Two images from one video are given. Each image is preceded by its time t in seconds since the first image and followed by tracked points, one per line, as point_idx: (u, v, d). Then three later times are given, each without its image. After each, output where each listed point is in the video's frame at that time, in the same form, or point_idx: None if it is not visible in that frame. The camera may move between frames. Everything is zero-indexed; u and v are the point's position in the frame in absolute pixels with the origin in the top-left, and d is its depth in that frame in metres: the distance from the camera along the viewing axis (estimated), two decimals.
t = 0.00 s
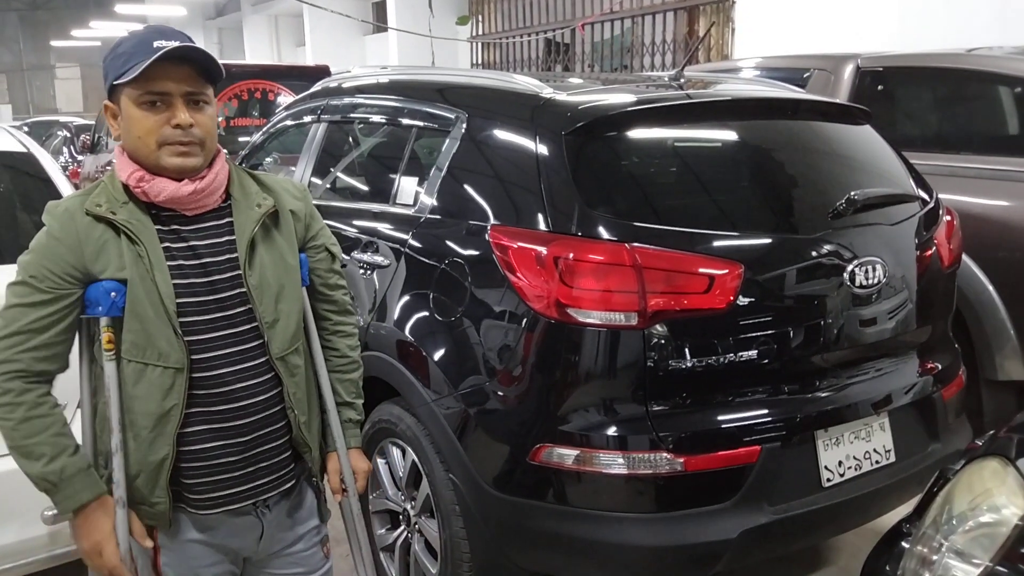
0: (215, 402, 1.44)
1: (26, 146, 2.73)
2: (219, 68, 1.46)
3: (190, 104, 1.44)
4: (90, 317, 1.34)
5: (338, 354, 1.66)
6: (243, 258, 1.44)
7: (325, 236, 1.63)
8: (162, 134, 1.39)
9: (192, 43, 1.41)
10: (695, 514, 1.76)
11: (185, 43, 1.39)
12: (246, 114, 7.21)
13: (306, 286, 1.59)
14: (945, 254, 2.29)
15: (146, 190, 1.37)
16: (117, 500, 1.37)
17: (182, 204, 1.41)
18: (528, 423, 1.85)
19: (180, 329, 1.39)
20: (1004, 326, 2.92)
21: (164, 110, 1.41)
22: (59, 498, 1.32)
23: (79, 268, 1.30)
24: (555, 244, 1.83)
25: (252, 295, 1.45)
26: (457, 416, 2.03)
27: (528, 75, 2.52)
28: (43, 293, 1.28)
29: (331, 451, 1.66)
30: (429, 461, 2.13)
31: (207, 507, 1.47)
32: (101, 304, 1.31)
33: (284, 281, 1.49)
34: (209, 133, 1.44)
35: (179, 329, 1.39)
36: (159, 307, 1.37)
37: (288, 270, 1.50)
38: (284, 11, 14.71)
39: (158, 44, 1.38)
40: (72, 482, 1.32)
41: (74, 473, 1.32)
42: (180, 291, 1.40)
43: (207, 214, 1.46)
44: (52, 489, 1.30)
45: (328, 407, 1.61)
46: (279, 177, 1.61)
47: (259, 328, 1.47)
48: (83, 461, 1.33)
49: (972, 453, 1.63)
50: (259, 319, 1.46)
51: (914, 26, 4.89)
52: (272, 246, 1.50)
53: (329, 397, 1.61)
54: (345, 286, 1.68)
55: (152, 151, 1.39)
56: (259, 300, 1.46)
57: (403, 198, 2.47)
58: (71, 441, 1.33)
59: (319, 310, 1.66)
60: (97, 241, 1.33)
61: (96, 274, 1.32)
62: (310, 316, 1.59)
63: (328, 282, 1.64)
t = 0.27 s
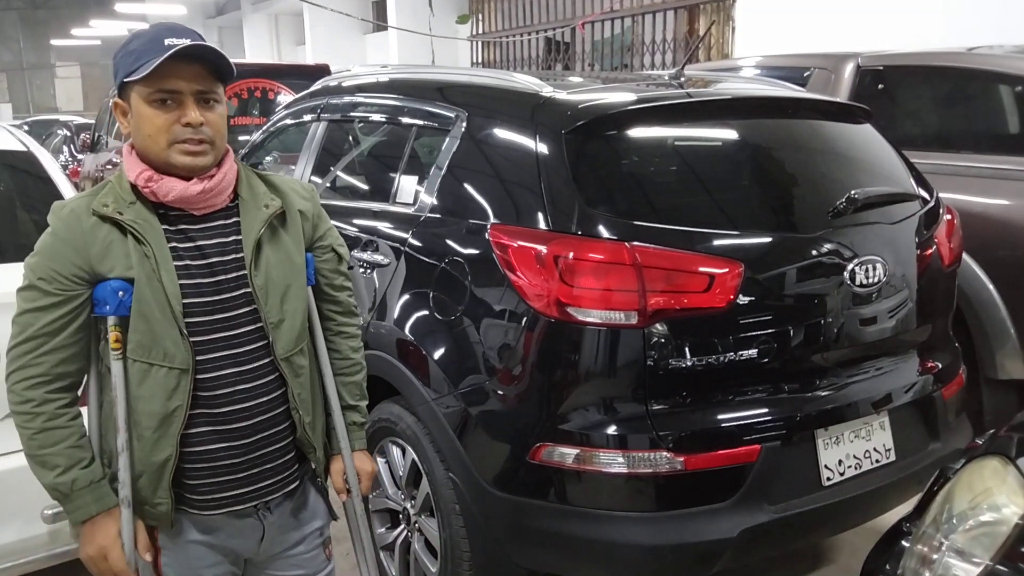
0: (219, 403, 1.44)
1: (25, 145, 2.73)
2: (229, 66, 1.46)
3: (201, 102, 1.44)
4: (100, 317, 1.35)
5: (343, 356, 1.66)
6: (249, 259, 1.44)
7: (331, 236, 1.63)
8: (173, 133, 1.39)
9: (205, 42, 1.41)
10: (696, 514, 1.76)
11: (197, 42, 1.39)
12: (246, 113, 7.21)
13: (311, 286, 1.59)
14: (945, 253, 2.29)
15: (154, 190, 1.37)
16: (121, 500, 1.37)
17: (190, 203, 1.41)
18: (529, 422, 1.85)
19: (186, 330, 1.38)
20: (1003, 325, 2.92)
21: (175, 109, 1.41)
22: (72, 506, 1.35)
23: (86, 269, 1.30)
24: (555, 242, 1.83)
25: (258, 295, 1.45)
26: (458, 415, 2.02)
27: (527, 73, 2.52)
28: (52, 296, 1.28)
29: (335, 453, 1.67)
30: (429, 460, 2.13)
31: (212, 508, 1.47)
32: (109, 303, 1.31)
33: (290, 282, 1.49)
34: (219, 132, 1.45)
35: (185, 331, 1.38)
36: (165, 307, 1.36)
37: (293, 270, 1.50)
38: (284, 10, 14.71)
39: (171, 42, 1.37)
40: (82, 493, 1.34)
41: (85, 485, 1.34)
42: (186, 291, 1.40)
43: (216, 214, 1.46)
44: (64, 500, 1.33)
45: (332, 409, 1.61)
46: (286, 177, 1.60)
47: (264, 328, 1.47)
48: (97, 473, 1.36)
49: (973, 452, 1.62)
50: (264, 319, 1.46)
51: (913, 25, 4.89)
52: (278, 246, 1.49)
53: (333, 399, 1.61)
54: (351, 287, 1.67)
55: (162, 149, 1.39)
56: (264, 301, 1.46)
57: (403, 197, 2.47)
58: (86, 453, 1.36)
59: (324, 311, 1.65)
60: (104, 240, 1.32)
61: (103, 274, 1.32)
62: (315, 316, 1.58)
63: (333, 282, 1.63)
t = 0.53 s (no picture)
0: (222, 404, 1.44)
1: (25, 144, 2.72)
2: (240, 65, 1.46)
3: (211, 101, 1.44)
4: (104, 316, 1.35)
5: (347, 356, 1.66)
6: (254, 258, 1.44)
7: (337, 236, 1.63)
8: (182, 130, 1.39)
9: (216, 40, 1.41)
10: (696, 514, 1.76)
11: (208, 39, 1.39)
12: (246, 113, 7.21)
13: (316, 286, 1.59)
14: (945, 253, 2.29)
15: (162, 189, 1.37)
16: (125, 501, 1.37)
17: (197, 202, 1.41)
18: (528, 422, 1.85)
19: (189, 331, 1.38)
20: (1002, 325, 2.92)
21: (184, 106, 1.41)
22: (74, 506, 1.34)
23: (90, 268, 1.30)
24: (554, 242, 1.83)
25: (263, 295, 1.45)
26: (457, 415, 2.02)
27: (527, 73, 2.52)
28: (56, 295, 1.28)
29: (338, 453, 1.67)
30: (429, 460, 2.13)
31: (215, 509, 1.48)
32: (113, 303, 1.31)
33: (295, 282, 1.49)
34: (228, 130, 1.44)
35: (189, 332, 1.38)
36: (170, 308, 1.36)
37: (299, 270, 1.50)
38: (284, 9, 14.71)
39: (182, 40, 1.38)
40: (84, 494, 1.34)
41: (87, 485, 1.34)
42: (191, 290, 1.40)
43: (223, 213, 1.46)
44: (66, 499, 1.33)
45: (336, 409, 1.61)
46: (293, 177, 1.60)
47: (268, 328, 1.47)
48: (99, 473, 1.36)
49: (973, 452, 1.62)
50: (268, 319, 1.46)
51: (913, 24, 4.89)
52: (284, 245, 1.49)
53: (338, 399, 1.61)
54: (355, 288, 1.67)
55: (170, 146, 1.39)
56: (269, 300, 1.46)
57: (403, 197, 2.47)
58: (90, 453, 1.36)
59: (328, 311, 1.65)
60: (109, 241, 1.32)
61: (107, 274, 1.32)
62: (320, 316, 1.58)
63: (338, 282, 1.63)
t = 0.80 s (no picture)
0: (222, 404, 1.44)
1: (23, 144, 2.72)
2: (241, 64, 1.46)
3: (212, 100, 1.44)
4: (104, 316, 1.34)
5: (347, 356, 1.66)
6: (255, 258, 1.44)
7: (338, 237, 1.63)
8: (183, 130, 1.39)
9: (217, 39, 1.41)
10: (694, 514, 1.76)
11: (209, 38, 1.39)
12: (244, 112, 7.21)
13: (317, 286, 1.59)
14: (942, 253, 2.29)
15: (162, 189, 1.37)
16: (124, 501, 1.37)
17: (198, 203, 1.41)
18: (527, 422, 1.85)
19: (189, 332, 1.38)
20: (1000, 325, 2.92)
21: (186, 106, 1.41)
22: (73, 506, 1.34)
23: (90, 268, 1.30)
24: (553, 242, 1.83)
25: (263, 295, 1.45)
26: (455, 415, 2.02)
27: (525, 73, 2.52)
28: (56, 295, 1.28)
29: (338, 453, 1.66)
30: (427, 459, 2.13)
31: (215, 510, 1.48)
32: (113, 303, 1.31)
33: (296, 282, 1.49)
34: (229, 130, 1.44)
35: (189, 332, 1.38)
36: (170, 308, 1.36)
37: (300, 271, 1.50)
38: (283, 9, 14.70)
39: (183, 39, 1.37)
40: (84, 494, 1.34)
41: (87, 485, 1.34)
42: (191, 291, 1.40)
43: (223, 214, 1.46)
44: (65, 500, 1.33)
45: (336, 409, 1.61)
46: (294, 177, 1.60)
47: (269, 329, 1.47)
48: (98, 474, 1.36)
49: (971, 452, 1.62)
50: (269, 319, 1.46)
51: (911, 25, 4.89)
52: (285, 245, 1.49)
53: (338, 399, 1.61)
54: (355, 288, 1.67)
55: (171, 146, 1.39)
56: (269, 300, 1.46)
57: (401, 197, 2.47)
58: (89, 453, 1.36)
59: (328, 311, 1.65)
60: (108, 241, 1.32)
61: (107, 274, 1.31)
62: (321, 316, 1.58)
63: (339, 282, 1.63)
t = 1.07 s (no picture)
0: (219, 406, 1.43)
1: (21, 146, 2.72)
2: (240, 66, 1.45)
3: (210, 101, 1.44)
4: (101, 317, 1.34)
5: (345, 358, 1.66)
6: (252, 260, 1.44)
7: (335, 238, 1.63)
8: (181, 131, 1.39)
9: (216, 41, 1.41)
10: (692, 516, 1.76)
11: (208, 39, 1.39)
12: (242, 114, 7.21)
13: (315, 288, 1.59)
14: (939, 254, 2.29)
15: (159, 191, 1.37)
16: (120, 503, 1.37)
17: (195, 204, 1.41)
18: (524, 423, 1.85)
19: (186, 334, 1.38)
20: (997, 327, 2.93)
21: (183, 107, 1.41)
22: (69, 508, 1.34)
23: (86, 270, 1.30)
24: (550, 243, 1.83)
25: (260, 298, 1.45)
26: (453, 417, 2.02)
27: (523, 75, 2.52)
28: (52, 297, 1.28)
29: (335, 455, 1.66)
30: (425, 461, 2.13)
31: (211, 512, 1.48)
32: (110, 305, 1.30)
33: (293, 284, 1.49)
34: (227, 131, 1.44)
35: (185, 334, 1.38)
36: (167, 310, 1.36)
37: (297, 273, 1.49)
38: (281, 11, 14.70)
39: (181, 40, 1.37)
40: (80, 496, 1.34)
41: (83, 487, 1.34)
42: (187, 293, 1.39)
43: (220, 216, 1.46)
44: (61, 501, 1.33)
45: (333, 411, 1.61)
46: (292, 179, 1.60)
47: (266, 331, 1.47)
48: (95, 476, 1.36)
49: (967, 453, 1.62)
50: (266, 321, 1.46)
51: (908, 27, 4.90)
52: (282, 248, 1.49)
53: (336, 401, 1.61)
54: (353, 290, 1.67)
55: (169, 148, 1.39)
56: (266, 303, 1.45)
57: (399, 198, 2.46)
58: (86, 456, 1.36)
59: (326, 312, 1.65)
60: (105, 243, 1.32)
61: (104, 276, 1.31)
62: (318, 318, 1.58)
63: (336, 284, 1.63)
